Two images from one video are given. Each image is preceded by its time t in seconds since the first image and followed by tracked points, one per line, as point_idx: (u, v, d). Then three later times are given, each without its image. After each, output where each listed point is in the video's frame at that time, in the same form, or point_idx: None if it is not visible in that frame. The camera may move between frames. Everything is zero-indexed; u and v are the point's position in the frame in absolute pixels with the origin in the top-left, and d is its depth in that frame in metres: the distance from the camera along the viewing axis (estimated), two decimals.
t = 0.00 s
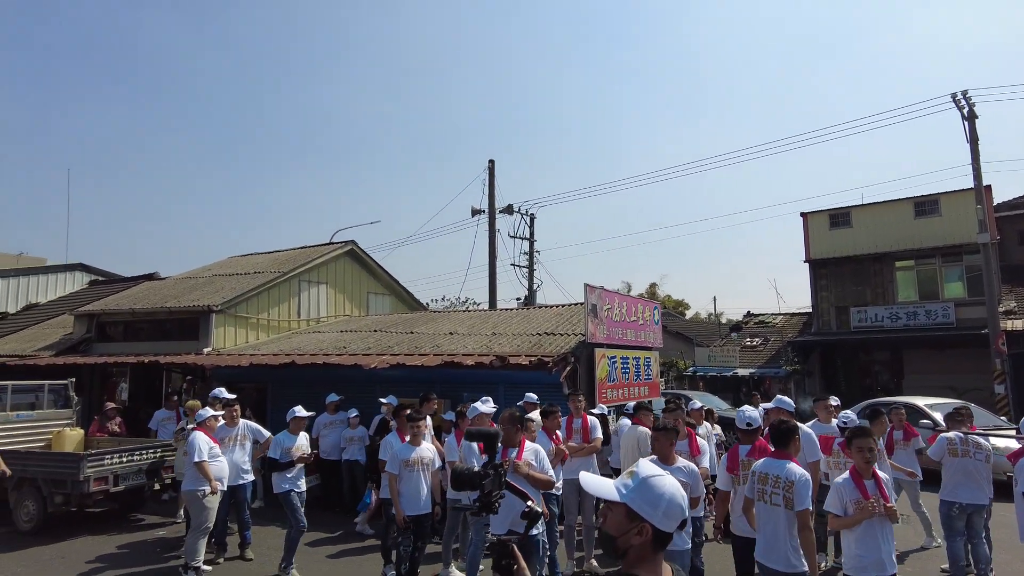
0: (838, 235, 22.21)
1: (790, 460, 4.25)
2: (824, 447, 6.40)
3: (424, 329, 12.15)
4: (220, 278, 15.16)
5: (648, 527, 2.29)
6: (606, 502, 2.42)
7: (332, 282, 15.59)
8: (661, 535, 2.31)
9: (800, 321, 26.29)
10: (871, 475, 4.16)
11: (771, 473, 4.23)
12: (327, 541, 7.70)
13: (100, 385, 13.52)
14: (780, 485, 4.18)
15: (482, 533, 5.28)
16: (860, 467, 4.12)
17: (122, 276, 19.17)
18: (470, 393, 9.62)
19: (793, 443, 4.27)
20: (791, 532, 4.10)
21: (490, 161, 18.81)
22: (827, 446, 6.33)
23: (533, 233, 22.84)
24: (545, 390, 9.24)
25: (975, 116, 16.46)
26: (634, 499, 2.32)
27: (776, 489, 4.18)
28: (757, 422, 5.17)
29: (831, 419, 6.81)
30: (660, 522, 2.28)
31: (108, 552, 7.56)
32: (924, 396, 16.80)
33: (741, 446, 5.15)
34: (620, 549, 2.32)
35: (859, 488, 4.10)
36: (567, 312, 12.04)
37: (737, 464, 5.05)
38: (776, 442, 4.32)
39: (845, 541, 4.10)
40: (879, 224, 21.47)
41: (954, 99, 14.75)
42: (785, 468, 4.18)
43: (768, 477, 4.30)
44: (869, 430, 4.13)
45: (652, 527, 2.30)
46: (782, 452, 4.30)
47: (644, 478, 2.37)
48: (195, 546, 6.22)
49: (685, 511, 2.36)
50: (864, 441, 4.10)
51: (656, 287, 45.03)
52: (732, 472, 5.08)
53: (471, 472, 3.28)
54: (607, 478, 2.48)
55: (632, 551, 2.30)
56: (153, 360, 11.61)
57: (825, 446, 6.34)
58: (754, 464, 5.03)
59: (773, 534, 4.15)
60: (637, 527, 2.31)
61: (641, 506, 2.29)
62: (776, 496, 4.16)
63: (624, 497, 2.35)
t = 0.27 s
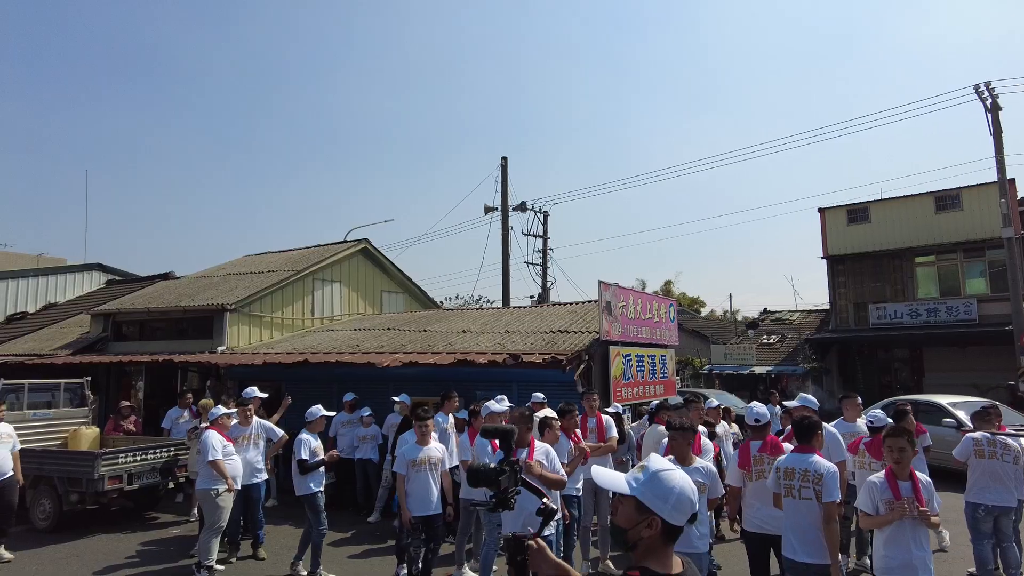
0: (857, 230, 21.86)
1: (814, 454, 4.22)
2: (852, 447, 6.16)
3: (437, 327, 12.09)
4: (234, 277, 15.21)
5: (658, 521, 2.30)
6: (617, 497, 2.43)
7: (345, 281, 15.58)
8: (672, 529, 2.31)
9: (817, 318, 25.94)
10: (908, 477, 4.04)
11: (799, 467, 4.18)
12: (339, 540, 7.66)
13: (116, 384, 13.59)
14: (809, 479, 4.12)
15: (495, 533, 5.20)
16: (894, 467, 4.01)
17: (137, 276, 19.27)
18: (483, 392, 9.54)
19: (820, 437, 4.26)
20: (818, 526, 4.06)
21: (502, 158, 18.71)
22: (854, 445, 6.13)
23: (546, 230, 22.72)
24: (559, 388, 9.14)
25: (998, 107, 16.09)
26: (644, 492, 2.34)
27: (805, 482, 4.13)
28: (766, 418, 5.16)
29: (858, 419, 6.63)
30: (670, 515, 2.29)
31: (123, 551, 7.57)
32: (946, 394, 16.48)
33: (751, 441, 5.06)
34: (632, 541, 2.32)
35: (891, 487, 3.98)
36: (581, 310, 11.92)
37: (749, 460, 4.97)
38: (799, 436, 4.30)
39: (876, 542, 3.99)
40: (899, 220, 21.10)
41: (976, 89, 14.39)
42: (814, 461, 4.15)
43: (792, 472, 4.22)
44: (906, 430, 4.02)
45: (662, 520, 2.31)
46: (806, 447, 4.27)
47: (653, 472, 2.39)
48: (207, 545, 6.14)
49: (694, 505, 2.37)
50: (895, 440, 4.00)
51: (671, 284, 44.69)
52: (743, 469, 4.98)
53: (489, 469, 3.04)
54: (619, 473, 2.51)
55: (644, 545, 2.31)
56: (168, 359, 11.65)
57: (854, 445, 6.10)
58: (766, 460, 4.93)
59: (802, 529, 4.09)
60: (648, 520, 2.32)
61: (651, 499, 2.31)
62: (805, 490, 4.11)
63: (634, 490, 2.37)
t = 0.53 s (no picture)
0: (872, 226, 21.57)
1: (847, 453, 4.16)
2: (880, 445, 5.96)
3: (449, 325, 12.05)
4: (247, 275, 15.26)
5: (665, 511, 2.30)
6: (626, 488, 2.43)
7: (357, 278, 15.58)
8: (679, 520, 2.32)
9: (833, 315, 25.65)
10: (935, 477, 3.92)
11: (831, 465, 4.12)
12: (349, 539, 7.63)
13: (130, 382, 13.69)
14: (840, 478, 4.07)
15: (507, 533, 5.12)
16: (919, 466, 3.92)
17: (152, 275, 19.40)
18: (494, 389, 9.48)
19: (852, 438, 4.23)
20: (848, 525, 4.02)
21: (514, 155, 18.63)
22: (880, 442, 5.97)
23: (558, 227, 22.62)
24: (571, 386, 9.06)
25: (1018, 99, 15.76)
26: (651, 483, 2.34)
27: (837, 481, 4.07)
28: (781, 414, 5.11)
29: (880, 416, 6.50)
30: (676, 506, 2.29)
31: (136, 547, 7.61)
32: (966, 392, 16.20)
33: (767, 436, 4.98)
34: (640, 532, 2.33)
35: (915, 485, 3.89)
36: (593, 307, 11.81)
37: (767, 454, 4.88)
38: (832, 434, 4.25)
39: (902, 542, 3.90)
40: (916, 215, 20.79)
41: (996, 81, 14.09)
42: (848, 460, 4.09)
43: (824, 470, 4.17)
44: (931, 429, 3.91)
45: (669, 511, 2.31)
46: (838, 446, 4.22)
47: (660, 463, 2.38)
48: (220, 543, 6.12)
49: (702, 495, 2.36)
50: (917, 438, 3.90)
51: (684, 281, 44.35)
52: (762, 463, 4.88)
53: (504, 463, 2.89)
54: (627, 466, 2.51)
55: (653, 536, 2.32)
56: (181, 357, 11.69)
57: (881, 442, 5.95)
58: (784, 454, 4.85)
59: (833, 526, 4.06)
60: (655, 510, 2.32)
61: (658, 490, 2.30)
62: (837, 488, 4.07)
63: (642, 481, 2.36)
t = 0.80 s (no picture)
0: (886, 222, 21.35)
1: (882, 448, 4.22)
2: (904, 442, 5.79)
3: (459, 322, 12.02)
4: (258, 272, 15.30)
5: (666, 506, 2.29)
6: (627, 483, 2.43)
7: (367, 276, 15.59)
8: (680, 514, 2.30)
9: (846, 312, 25.42)
10: (952, 475, 3.84)
11: (861, 457, 4.23)
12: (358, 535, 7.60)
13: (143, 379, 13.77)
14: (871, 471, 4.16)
15: (518, 531, 5.07)
16: (933, 465, 3.87)
17: (164, 273, 19.51)
18: (505, 387, 9.45)
19: (888, 433, 4.30)
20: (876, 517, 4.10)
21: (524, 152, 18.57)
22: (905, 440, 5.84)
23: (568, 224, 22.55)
24: (581, 383, 9.00)
25: None
26: (652, 478, 2.32)
27: (866, 473, 4.18)
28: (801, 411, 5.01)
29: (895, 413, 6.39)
30: (677, 500, 2.27)
31: (148, 544, 7.63)
32: (982, 389, 15.98)
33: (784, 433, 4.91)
34: (641, 526, 2.33)
35: (929, 484, 3.86)
36: (604, 303, 11.75)
37: (789, 450, 4.80)
38: (871, 430, 4.34)
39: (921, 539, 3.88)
40: (930, 210, 20.55)
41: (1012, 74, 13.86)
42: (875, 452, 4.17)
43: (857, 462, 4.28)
44: (949, 426, 3.81)
45: (670, 505, 2.30)
46: (874, 439, 4.30)
47: (661, 458, 2.36)
48: (230, 539, 6.13)
49: (703, 490, 2.34)
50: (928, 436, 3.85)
51: (696, 278, 44.10)
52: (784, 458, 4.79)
53: (513, 459, 2.78)
54: (630, 461, 2.48)
55: (653, 529, 2.31)
56: (192, 354, 11.73)
57: (904, 441, 5.82)
58: (804, 451, 4.80)
59: (862, 518, 4.15)
60: (655, 505, 2.31)
61: (659, 484, 2.29)
62: (866, 480, 4.17)
63: (643, 476, 2.35)
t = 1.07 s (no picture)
0: (897, 216, 21.18)
1: (911, 440, 4.39)
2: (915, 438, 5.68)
3: (467, 317, 12.02)
4: (267, 268, 15.35)
5: (659, 497, 2.33)
6: (622, 476, 2.49)
7: (376, 271, 15.61)
8: (672, 504, 2.35)
9: (856, 307, 25.27)
10: (960, 471, 3.77)
11: (890, 449, 4.40)
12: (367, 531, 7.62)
13: (153, 374, 13.86)
14: (899, 461, 4.34)
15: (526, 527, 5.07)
16: (941, 460, 3.80)
17: (173, 268, 19.60)
18: (513, 382, 9.45)
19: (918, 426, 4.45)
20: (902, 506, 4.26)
21: (532, 147, 18.53)
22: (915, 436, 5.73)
23: (577, 219, 22.50)
24: (589, 379, 8.99)
25: None
26: (645, 470, 2.39)
27: (894, 463, 4.36)
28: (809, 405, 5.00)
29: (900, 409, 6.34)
30: (669, 491, 2.33)
31: (158, 537, 7.68)
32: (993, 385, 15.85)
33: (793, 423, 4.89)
34: (635, 517, 2.37)
35: (937, 480, 3.83)
36: (612, 299, 11.71)
37: (794, 441, 4.79)
38: (899, 422, 4.50)
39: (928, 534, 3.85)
40: (942, 205, 20.36)
41: None
42: (906, 444, 4.35)
43: (885, 453, 4.44)
44: (958, 422, 3.75)
45: (663, 496, 2.35)
46: (903, 432, 4.46)
47: (654, 451, 2.43)
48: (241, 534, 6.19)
49: (694, 482, 2.41)
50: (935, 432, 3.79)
51: (705, 273, 43.96)
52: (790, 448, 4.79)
53: (513, 452, 2.77)
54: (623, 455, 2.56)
55: (647, 519, 2.35)
56: (201, 349, 11.80)
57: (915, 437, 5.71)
58: (809, 444, 4.79)
59: (887, 505, 4.32)
60: (649, 495, 2.36)
61: (652, 476, 2.36)
62: (893, 470, 4.35)
63: (637, 469, 2.42)
